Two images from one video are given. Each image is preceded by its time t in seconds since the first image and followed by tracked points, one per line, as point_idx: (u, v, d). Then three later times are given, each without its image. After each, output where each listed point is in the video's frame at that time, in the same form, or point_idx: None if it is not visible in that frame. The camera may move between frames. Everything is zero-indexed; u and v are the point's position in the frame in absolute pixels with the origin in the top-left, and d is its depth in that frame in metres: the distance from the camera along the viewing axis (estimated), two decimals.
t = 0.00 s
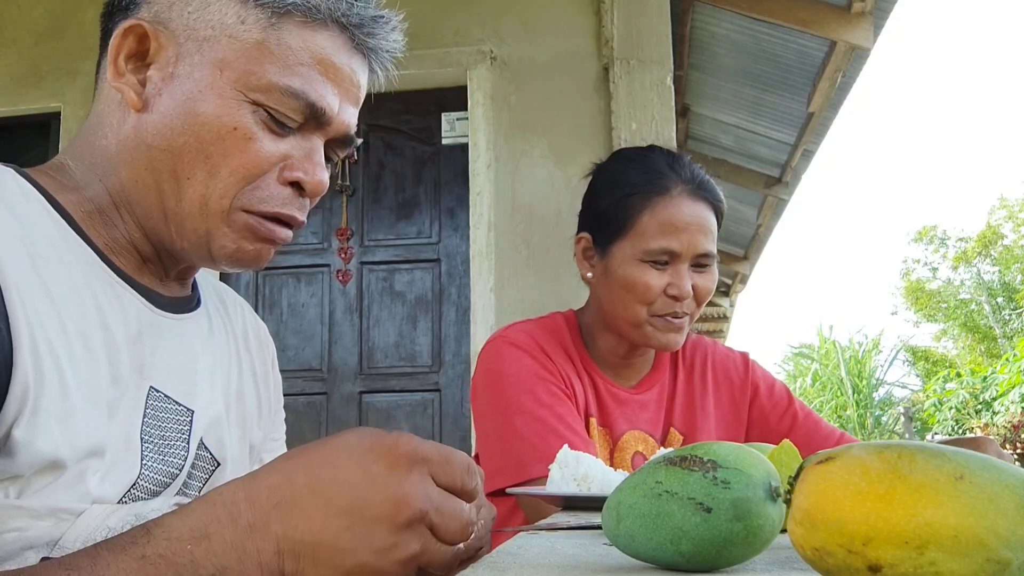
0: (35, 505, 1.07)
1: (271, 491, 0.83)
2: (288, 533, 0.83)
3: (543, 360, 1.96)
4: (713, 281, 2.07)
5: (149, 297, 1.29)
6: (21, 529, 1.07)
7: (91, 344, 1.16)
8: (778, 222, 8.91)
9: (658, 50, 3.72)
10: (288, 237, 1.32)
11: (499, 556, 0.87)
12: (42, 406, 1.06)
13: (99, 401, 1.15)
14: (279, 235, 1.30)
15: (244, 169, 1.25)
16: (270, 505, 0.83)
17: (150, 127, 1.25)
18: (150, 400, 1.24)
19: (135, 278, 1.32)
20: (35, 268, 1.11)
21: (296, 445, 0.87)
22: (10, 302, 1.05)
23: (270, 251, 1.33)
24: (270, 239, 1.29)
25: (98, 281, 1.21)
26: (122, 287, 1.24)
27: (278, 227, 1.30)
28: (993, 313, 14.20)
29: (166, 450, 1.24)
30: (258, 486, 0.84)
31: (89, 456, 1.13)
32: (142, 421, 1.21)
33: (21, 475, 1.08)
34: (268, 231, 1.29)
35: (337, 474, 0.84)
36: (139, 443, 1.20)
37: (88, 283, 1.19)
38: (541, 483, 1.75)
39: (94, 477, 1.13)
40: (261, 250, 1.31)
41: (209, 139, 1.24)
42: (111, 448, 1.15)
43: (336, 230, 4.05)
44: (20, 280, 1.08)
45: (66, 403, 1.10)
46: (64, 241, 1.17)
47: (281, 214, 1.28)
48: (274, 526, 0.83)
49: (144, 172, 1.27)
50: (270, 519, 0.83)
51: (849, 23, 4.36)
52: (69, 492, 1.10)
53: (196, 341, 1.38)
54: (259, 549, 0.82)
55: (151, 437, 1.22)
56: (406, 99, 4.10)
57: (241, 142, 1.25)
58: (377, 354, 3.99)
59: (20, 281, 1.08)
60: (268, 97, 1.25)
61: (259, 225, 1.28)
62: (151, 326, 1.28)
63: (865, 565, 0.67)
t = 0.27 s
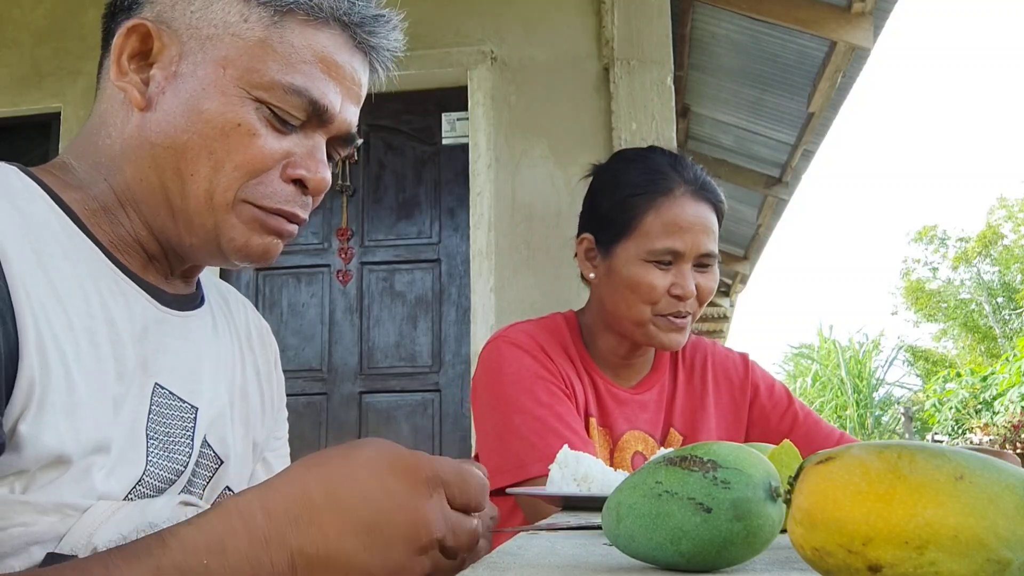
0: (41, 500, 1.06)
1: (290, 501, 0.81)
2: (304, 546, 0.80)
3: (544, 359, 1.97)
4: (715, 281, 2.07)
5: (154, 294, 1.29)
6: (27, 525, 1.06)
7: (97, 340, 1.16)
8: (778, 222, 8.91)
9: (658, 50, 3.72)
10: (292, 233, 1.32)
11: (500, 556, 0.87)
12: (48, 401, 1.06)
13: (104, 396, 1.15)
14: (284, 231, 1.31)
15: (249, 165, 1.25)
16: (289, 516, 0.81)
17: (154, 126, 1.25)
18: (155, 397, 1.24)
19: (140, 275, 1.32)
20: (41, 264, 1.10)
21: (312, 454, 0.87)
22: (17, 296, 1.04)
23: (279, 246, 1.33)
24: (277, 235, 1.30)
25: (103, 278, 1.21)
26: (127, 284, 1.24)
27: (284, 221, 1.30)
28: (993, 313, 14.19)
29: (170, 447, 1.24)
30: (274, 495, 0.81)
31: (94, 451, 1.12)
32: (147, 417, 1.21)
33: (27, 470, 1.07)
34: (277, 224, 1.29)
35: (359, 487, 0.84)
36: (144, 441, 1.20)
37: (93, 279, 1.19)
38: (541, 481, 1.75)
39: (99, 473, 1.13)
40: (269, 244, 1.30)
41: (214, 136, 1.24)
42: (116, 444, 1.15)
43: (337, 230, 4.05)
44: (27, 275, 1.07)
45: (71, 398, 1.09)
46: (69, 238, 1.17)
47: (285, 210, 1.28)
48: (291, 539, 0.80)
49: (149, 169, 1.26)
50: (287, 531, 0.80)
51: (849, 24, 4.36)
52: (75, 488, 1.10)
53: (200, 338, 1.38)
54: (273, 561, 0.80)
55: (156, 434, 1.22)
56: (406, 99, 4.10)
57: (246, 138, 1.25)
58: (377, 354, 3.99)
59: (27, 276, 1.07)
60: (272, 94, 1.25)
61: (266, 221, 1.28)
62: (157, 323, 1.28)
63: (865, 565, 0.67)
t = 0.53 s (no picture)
0: (46, 499, 1.05)
1: (308, 529, 0.80)
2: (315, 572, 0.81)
3: (548, 359, 1.97)
4: (718, 282, 2.08)
5: (158, 293, 1.30)
6: (31, 523, 1.04)
7: (102, 339, 1.16)
8: (779, 222, 8.91)
9: (658, 50, 3.72)
10: (295, 231, 1.33)
11: (499, 556, 0.87)
12: (52, 400, 1.06)
13: (109, 394, 1.15)
14: (287, 230, 1.31)
15: (251, 163, 1.25)
16: (305, 544, 0.80)
17: (156, 124, 1.25)
18: (160, 394, 1.24)
19: (145, 273, 1.32)
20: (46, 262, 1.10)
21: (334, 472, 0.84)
22: (21, 294, 1.04)
23: (281, 244, 1.33)
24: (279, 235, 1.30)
25: (107, 277, 1.21)
26: (131, 283, 1.24)
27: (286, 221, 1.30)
28: (993, 313, 14.19)
29: (175, 446, 1.24)
30: (294, 519, 0.81)
31: (99, 450, 1.12)
32: (152, 416, 1.21)
33: (31, 468, 1.07)
34: (280, 222, 1.29)
35: (376, 524, 0.83)
36: (150, 440, 1.20)
37: (98, 279, 1.19)
38: (542, 480, 1.75)
39: (104, 472, 1.12)
40: (271, 242, 1.30)
41: (217, 135, 1.24)
42: (121, 443, 1.15)
43: (337, 230, 4.05)
44: (32, 274, 1.07)
45: (75, 396, 1.09)
46: (74, 238, 1.17)
47: (287, 208, 1.28)
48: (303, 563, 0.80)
49: (151, 167, 1.26)
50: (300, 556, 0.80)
51: (849, 24, 4.36)
52: (80, 486, 1.10)
53: (205, 337, 1.38)
54: None
55: (161, 433, 1.22)
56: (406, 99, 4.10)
57: (248, 136, 1.25)
58: (378, 354, 3.99)
59: (31, 274, 1.07)
60: (276, 92, 1.25)
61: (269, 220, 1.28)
62: (162, 322, 1.28)
63: (865, 565, 0.67)
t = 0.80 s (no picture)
0: (46, 501, 1.06)
1: (299, 519, 0.76)
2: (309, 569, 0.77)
3: (549, 359, 1.97)
4: (719, 283, 2.08)
5: (161, 294, 1.29)
6: (32, 526, 1.05)
7: (105, 340, 1.16)
8: (778, 222, 8.91)
9: (658, 50, 3.72)
10: (295, 235, 1.33)
11: (499, 556, 0.87)
12: (54, 401, 1.06)
13: (112, 395, 1.15)
14: (289, 230, 1.31)
15: (256, 163, 1.25)
16: (296, 535, 0.76)
17: (162, 122, 1.25)
18: (163, 397, 1.24)
19: (150, 276, 1.32)
20: (48, 262, 1.10)
21: (329, 464, 0.79)
22: (24, 294, 1.04)
23: (283, 245, 1.33)
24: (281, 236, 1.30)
25: (111, 277, 1.21)
26: (134, 283, 1.24)
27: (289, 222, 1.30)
28: (994, 313, 14.18)
29: (177, 448, 1.24)
30: (285, 511, 0.76)
31: (100, 452, 1.12)
32: (155, 418, 1.21)
33: (33, 471, 1.07)
34: (281, 224, 1.29)
35: (367, 519, 0.78)
36: (152, 441, 1.20)
37: (101, 278, 1.19)
38: (542, 480, 1.76)
39: (105, 473, 1.12)
40: (274, 243, 1.31)
41: (222, 134, 1.24)
42: (123, 444, 1.15)
43: (337, 230, 4.05)
44: (34, 275, 1.07)
45: (77, 397, 1.09)
46: (77, 237, 1.17)
47: (291, 207, 1.28)
48: (297, 560, 0.76)
49: (156, 166, 1.26)
50: (293, 552, 0.76)
51: (849, 24, 4.36)
52: (82, 488, 1.09)
53: (207, 338, 1.38)
54: None
55: (163, 435, 1.22)
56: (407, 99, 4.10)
57: (253, 135, 1.25)
58: (378, 354, 3.99)
59: (34, 274, 1.07)
60: (282, 91, 1.26)
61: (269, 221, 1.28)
62: (165, 323, 1.28)
63: (865, 566, 0.67)
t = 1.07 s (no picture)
0: (47, 505, 1.06)
1: (264, 467, 0.85)
2: (283, 509, 0.85)
3: (550, 357, 1.97)
4: (715, 280, 2.07)
5: (161, 297, 1.29)
6: (33, 530, 1.05)
7: (105, 342, 1.16)
8: (778, 222, 8.91)
9: (658, 50, 3.72)
10: (305, 231, 1.33)
11: (499, 556, 0.87)
12: (55, 404, 1.06)
13: (112, 398, 1.14)
14: (294, 229, 1.30)
15: (259, 162, 1.25)
16: (264, 483, 0.85)
17: (165, 122, 1.25)
18: (163, 399, 1.23)
19: (150, 278, 1.32)
20: (49, 264, 1.10)
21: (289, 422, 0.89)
22: (24, 296, 1.04)
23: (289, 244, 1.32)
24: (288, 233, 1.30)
25: (111, 279, 1.21)
26: (134, 286, 1.24)
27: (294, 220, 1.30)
28: (994, 313, 14.18)
29: (177, 450, 1.24)
30: (251, 457, 0.86)
31: (100, 454, 1.12)
32: (155, 420, 1.21)
33: (33, 474, 1.06)
34: (289, 221, 1.29)
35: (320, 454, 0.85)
36: (152, 442, 1.19)
37: (102, 281, 1.19)
38: (543, 478, 1.75)
39: (105, 476, 1.12)
40: (281, 241, 1.30)
41: (225, 134, 1.24)
42: (123, 447, 1.15)
43: (336, 230, 4.05)
44: (35, 278, 1.06)
45: (77, 399, 1.09)
46: (77, 238, 1.17)
47: (296, 207, 1.28)
48: (270, 501, 0.85)
49: (159, 166, 1.26)
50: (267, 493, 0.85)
51: (849, 24, 4.36)
52: (83, 490, 1.09)
53: (208, 340, 1.38)
54: (261, 526, 0.85)
55: (164, 436, 1.22)
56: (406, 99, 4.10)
57: (257, 135, 1.24)
58: (377, 354, 3.99)
59: (35, 277, 1.07)
60: (284, 91, 1.25)
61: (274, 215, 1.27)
62: (165, 325, 1.28)
63: (865, 565, 0.67)
